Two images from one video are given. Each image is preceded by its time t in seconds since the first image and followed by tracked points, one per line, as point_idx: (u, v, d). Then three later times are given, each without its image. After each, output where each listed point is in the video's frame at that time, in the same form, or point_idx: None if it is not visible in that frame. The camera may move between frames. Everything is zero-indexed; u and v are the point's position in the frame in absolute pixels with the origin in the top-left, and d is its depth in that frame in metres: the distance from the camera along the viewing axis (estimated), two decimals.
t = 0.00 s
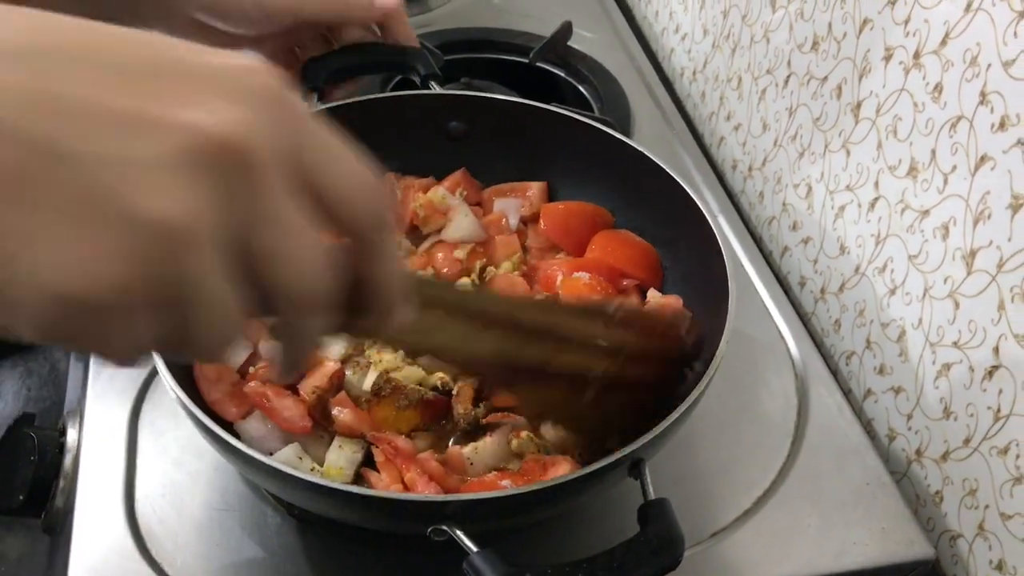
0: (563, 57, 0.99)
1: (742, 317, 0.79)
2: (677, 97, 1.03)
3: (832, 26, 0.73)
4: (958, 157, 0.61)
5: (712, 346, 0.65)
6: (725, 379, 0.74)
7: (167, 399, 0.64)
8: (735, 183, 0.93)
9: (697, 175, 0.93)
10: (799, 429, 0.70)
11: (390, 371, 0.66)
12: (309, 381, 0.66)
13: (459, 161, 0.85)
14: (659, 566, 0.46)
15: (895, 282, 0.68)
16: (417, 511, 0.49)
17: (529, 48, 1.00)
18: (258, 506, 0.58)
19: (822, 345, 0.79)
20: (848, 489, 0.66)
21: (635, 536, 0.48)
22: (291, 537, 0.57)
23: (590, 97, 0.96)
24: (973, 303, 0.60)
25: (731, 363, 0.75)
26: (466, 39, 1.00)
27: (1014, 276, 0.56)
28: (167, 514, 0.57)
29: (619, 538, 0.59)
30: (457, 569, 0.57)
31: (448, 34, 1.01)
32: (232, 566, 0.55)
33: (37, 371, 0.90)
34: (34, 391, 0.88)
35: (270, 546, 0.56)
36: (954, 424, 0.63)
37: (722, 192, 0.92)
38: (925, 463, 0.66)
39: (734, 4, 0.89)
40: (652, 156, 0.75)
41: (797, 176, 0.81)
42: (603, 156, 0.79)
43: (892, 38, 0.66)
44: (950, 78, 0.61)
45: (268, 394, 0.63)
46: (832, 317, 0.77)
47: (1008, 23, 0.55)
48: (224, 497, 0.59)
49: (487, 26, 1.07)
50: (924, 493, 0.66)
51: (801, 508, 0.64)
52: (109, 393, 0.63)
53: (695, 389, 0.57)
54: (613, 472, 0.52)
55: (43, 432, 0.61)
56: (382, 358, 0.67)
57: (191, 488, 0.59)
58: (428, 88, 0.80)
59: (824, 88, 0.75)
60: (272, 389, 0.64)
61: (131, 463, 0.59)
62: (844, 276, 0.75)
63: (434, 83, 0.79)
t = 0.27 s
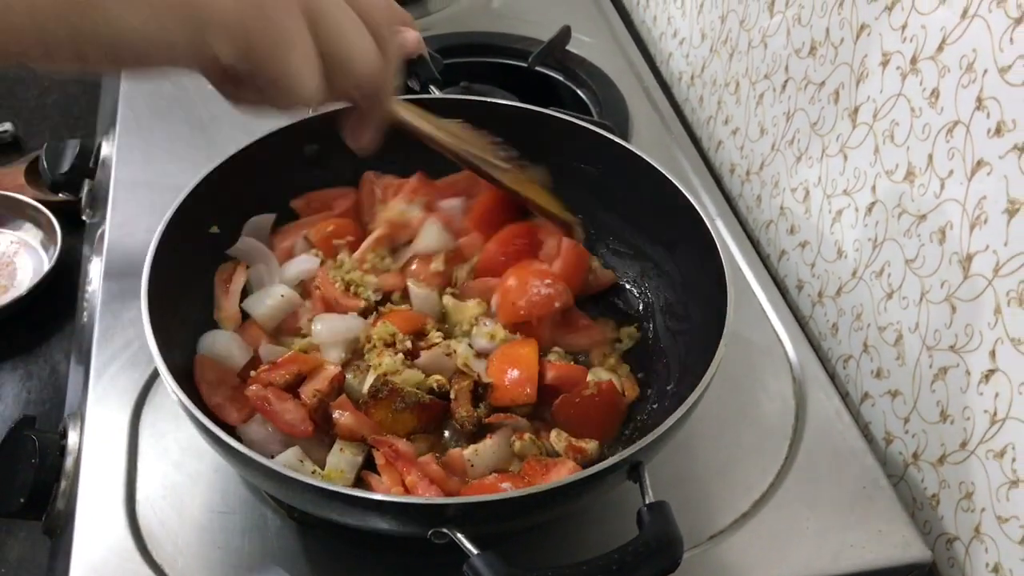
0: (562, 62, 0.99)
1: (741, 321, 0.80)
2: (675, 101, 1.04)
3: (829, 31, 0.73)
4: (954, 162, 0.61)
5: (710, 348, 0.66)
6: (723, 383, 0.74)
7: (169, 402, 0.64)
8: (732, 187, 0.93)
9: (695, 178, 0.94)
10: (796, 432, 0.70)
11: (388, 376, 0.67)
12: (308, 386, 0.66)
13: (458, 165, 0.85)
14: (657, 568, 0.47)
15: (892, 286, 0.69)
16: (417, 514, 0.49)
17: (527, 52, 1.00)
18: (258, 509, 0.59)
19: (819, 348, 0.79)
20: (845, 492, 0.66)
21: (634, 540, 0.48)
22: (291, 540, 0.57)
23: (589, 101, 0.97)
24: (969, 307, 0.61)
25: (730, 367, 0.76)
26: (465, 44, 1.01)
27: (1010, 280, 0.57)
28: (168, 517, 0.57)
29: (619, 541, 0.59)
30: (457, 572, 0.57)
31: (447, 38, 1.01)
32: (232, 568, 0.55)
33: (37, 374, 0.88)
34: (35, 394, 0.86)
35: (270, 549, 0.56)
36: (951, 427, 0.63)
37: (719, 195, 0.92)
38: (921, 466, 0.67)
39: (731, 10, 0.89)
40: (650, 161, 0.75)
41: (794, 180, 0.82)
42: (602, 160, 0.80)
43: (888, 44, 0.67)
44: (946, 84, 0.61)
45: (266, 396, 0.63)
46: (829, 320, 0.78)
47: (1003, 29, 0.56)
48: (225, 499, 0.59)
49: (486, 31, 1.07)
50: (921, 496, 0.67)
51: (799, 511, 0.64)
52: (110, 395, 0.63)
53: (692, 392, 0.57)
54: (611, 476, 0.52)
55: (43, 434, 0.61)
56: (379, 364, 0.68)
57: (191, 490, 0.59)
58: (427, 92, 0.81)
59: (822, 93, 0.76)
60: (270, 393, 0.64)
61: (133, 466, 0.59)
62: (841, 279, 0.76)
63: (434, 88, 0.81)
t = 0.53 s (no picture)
0: (562, 65, 0.99)
1: (740, 324, 0.80)
2: (674, 104, 1.04)
3: (829, 35, 0.74)
4: (954, 165, 0.61)
5: (710, 352, 0.66)
6: (723, 386, 0.74)
7: (169, 404, 0.64)
8: (732, 189, 0.93)
9: (695, 180, 0.94)
10: (795, 436, 0.71)
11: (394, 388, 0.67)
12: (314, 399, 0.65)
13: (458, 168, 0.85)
14: (657, 571, 0.47)
15: (891, 289, 0.69)
16: (419, 516, 0.49)
17: (527, 55, 1.00)
18: (259, 511, 0.59)
19: (819, 351, 0.80)
20: (845, 495, 0.66)
21: (634, 542, 0.48)
22: (292, 542, 0.57)
23: (588, 104, 0.97)
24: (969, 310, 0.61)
25: (729, 370, 0.76)
26: (464, 47, 1.01)
27: (1010, 283, 0.57)
28: (169, 520, 0.57)
29: (619, 543, 0.60)
30: (458, 575, 0.57)
31: (445, 42, 1.01)
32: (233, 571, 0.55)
33: (37, 377, 0.89)
34: (34, 396, 0.87)
35: (270, 552, 0.56)
36: (950, 430, 0.63)
37: (719, 198, 0.93)
38: (921, 469, 0.67)
39: (731, 14, 0.89)
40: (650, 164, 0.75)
41: (794, 184, 0.82)
42: (602, 163, 0.80)
43: (888, 47, 0.67)
44: (945, 88, 0.62)
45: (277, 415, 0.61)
46: (828, 323, 0.78)
47: (1002, 34, 0.56)
48: (225, 502, 0.59)
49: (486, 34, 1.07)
50: (920, 499, 0.67)
51: (798, 514, 0.64)
52: (111, 398, 0.63)
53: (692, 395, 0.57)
54: (611, 479, 0.52)
55: (44, 436, 0.60)
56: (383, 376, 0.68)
57: (191, 493, 0.59)
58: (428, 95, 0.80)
59: (821, 97, 0.76)
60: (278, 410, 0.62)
61: (133, 469, 0.59)
62: (840, 282, 0.76)
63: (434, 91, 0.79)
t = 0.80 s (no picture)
0: (560, 66, 0.99)
1: (739, 325, 0.80)
2: (674, 105, 1.04)
3: (827, 36, 0.74)
4: (952, 166, 0.61)
5: (710, 351, 0.66)
6: (722, 387, 0.74)
7: (168, 403, 0.64)
8: (731, 190, 0.93)
9: (694, 181, 0.94)
10: (795, 435, 0.71)
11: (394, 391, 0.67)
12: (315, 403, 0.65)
13: (457, 168, 0.85)
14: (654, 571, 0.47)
15: (890, 289, 0.69)
16: (417, 516, 0.49)
17: (526, 56, 1.01)
18: (259, 511, 0.59)
19: (818, 351, 0.80)
20: (844, 495, 0.66)
21: (633, 542, 0.48)
22: (290, 542, 0.57)
23: (587, 105, 0.97)
24: (967, 311, 0.61)
25: (729, 370, 0.76)
26: (463, 48, 1.01)
27: (1008, 284, 0.57)
28: (168, 519, 0.57)
29: (618, 542, 0.60)
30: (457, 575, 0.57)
31: (444, 43, 1.01)
32: (232, 571, 0.55)
33: (36, 377, 0.89)
34: (33, 396, 0.87)
35: (269, 550, 0.57)
36: (949, 431, 0.63)
37: (718, 199, 0.93)
38: (920, 469, 0.67)
39: (730, 15, 0.90)
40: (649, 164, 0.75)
41: (792, 184, 0.82)
42: (601, 164, 0.80)
43: (886, 48, 0.67)
44: (944, 88, 0.62)
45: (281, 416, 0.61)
46: (828, 324, 0.78)
47: (1001, 35, 0.56)
48: (224, 502, 0.59)
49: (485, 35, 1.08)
50: (919, 499, 0.67)
51: (797, 514, 0.64)
52: (110, 397, 0.63)
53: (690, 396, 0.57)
54: (610, 478, 0.52)
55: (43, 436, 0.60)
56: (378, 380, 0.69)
57: (191, 493, 0.59)
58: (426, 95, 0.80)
59: (820, 97, 0.76)
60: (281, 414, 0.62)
61: (133, 468, 0.59)
62: (839, 283, 0.76)
63: (434, 92, 0.79)
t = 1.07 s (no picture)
0: (560, 66, 1.00)
1: (739, 325, 0.80)
2: (673, 105, 1.04)
3: (827, 37, 0.74)
4: (952, 166, 0.61)
5: (710, 351, 0.66)
6: (722, 387, 0.75)
7: (170, 403, 0.64)
8: (731, 190, 0.93)
9: (694, 181, 0.94)
10: (795, 435, 0.71)
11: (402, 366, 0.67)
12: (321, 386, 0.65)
13: (457, 169, 0.85)
14: (655, 570, 0.47)
15: (890, 289, 0.69)
16: (418, 516, 0.49)
17: (526, 57, 1.01)
18: (260, 511, 0.59)
19: (817, 352, 0.80)
20: (844, 495, 0.66)
21: (633, 542, 0.48)
22: (292, 541, 0.57)
23: (587, 105, 0.97)
24: (967, 311, 0.61)
25: (728, 371, 0.76)
26: (463, 48, 1.01)
27: (1008, 284, 0.57)
28: (170, 518, 0.57)
29: (619, 541, 0.60)
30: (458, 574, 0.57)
31: (443, 43, 1.02)
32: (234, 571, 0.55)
33: (37, 378, 0.89)
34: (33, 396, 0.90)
35: (270, 550, 0.57)
36: (949, 430, 0.63)
37: (718, 199, 0.93)
38: (920, 469, 0.67)
39: (730, 16, 0.90)
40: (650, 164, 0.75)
41: (792, 185, 0.82)
42: (601, 164, 0.80)
43: (886, 49, 0.67)
44: (944, 89, 0.62)
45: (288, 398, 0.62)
46: (827, 324, 0.78)
47: (1000, 35, 0.56)
48: (226, 502, 0.59)
49: (485, 35, 1.08)
50: (919, 499, 0.67)
51: (797, 514, 0.65)
52: (111, 398, 0.64)
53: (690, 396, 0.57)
54: (611, 478, 0.53)
55: (45, 437, 0.60)
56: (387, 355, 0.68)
57: (192, 493, 0.59)
58: (427, 96, 0.80)
59: (820, 98, 0.76)
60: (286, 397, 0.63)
61: (134, 469, 0.60)
62: (839, 283, 0.76)
63: (434, 92, 0.80)
